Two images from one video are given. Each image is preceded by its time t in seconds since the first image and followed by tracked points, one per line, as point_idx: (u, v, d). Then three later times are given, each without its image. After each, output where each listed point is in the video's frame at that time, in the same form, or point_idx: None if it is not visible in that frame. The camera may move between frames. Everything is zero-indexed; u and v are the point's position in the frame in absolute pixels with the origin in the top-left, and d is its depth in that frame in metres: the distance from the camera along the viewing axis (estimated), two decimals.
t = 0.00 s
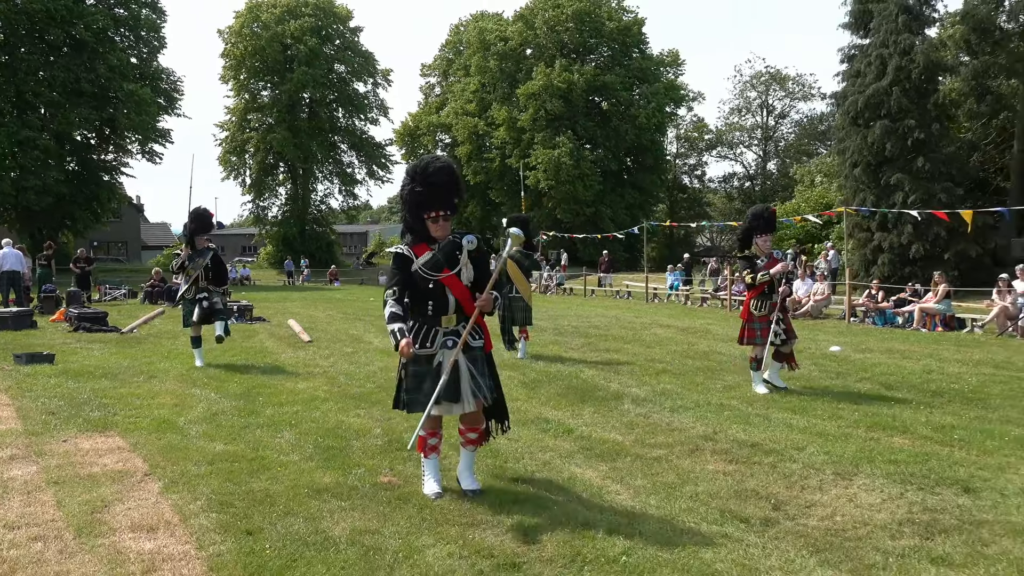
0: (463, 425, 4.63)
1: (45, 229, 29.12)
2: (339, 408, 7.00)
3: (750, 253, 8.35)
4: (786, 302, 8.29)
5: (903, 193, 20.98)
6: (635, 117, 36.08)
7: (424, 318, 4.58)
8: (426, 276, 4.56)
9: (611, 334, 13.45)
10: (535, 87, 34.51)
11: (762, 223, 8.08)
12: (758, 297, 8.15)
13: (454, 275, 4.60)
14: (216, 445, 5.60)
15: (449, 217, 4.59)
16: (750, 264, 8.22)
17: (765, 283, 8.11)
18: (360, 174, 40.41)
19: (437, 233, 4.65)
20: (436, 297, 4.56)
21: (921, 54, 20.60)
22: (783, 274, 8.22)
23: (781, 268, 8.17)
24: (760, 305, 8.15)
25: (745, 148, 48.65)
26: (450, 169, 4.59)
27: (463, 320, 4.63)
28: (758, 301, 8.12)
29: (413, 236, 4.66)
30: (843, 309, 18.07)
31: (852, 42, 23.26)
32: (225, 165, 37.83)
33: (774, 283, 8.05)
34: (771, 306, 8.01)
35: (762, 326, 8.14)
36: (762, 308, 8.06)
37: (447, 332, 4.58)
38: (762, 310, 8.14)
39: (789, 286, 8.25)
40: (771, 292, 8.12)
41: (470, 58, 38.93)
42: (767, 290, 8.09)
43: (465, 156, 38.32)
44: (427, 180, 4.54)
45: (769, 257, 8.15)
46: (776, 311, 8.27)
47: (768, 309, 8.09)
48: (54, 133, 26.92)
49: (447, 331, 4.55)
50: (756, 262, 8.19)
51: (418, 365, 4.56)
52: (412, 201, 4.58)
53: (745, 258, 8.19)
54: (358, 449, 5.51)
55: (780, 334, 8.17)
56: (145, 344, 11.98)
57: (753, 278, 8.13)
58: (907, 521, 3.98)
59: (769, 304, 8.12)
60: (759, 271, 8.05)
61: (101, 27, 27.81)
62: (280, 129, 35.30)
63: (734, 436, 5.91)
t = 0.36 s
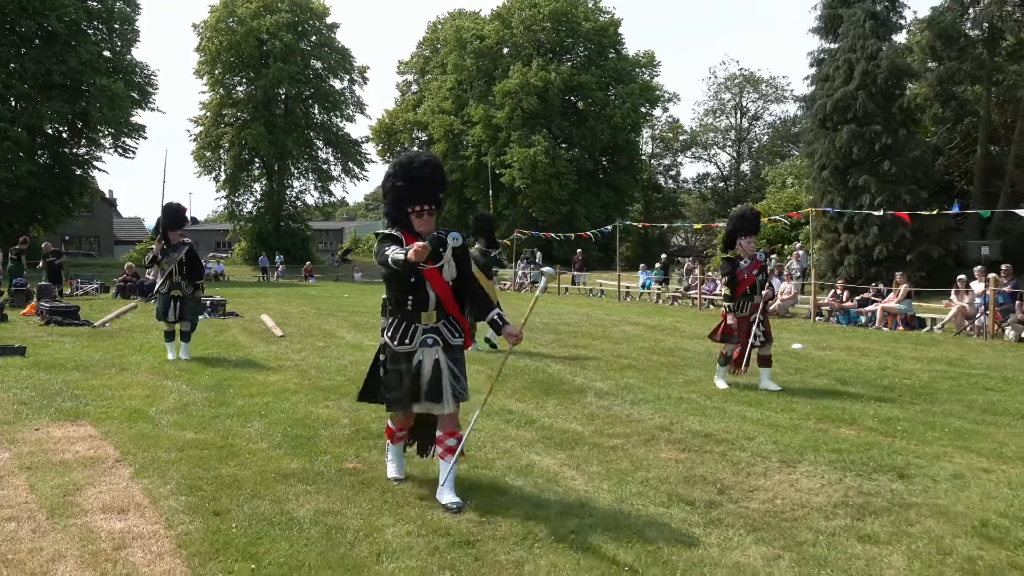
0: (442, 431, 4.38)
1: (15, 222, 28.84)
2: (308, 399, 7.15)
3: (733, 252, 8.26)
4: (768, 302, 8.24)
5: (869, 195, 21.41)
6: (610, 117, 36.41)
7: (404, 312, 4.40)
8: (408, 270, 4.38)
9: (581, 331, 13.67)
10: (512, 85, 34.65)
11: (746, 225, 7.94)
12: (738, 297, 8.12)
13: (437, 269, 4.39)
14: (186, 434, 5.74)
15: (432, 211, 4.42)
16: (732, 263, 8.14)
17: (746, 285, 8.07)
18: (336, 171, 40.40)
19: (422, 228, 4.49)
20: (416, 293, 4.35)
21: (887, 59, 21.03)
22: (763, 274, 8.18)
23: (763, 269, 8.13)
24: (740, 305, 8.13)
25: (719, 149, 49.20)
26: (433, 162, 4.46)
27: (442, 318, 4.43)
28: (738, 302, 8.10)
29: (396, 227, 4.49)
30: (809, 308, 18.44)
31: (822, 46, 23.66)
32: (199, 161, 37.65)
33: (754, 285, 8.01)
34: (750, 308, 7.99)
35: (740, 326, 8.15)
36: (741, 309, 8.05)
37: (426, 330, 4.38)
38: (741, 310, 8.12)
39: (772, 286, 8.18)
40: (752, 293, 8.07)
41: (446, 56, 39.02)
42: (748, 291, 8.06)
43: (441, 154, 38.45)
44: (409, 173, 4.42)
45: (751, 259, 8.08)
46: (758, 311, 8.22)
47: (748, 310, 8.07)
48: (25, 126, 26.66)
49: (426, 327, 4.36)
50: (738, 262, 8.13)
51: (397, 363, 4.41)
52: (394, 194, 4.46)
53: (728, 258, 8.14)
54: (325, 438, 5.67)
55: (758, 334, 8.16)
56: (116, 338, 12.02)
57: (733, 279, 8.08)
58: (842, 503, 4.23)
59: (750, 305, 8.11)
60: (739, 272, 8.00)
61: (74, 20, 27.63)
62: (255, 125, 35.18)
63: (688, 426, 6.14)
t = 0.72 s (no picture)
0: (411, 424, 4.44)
1: None
2: (284, 393, 7.34)
3: (724, 253, 8.48)
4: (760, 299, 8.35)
5: (841, 196, 21.81)
6: (589, 117, 36.69)
7: (391, 305, 4.36)
8: (395, 262, 4.36)
9: (555, 328, 13.90)
10: (491, 84, 34.78)
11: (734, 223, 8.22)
12: (728, 294, 8.28)
13: (424, 263, 4.40)
14: (163, 425, 5.90)
15: (418, 203, 4.41)
16: (721, 262, 8.35)
17: (735, 282, 8.26)
18: (316, 168, 40.41)
19: (406, 219, 4.46)
20: (404, 286, 4.36)
21: (858, 63, 21.43)
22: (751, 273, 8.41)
23: (751, 267, 8.37)
24: (730, 303, 8.28)
25: (697, 150, 49.65)
26: (418, 152, 4.43)
27: (431, 310, 4.42)
28: (728, 298, 8.25)
29: (380, 220, 4.45)
30: (780, 306, 18.78)
31: (795, 49, 24.02)
32: (178, 156, 37.52)
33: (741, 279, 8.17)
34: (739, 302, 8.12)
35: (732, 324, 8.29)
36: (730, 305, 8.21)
37: (414, 322, 4.37)
38: (733, 306, 8.26)
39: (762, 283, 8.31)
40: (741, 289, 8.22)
41: (426, 55, 39.08)
42: (738, 288, 8.24)
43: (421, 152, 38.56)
44: (395, 163, 4.38)
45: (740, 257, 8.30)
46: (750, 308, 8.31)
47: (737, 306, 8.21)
48: None
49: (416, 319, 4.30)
50: (726, 261, 8.36)
51: (385, 354, 4.36)
52: (379, 185, 4.40)
53: (717, 257, 8.36)
54: (298, 429, 5.86)
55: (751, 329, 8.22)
56: (94, 333, 12.11)
57: (722, 276, 8.27)
58: (787, 488, 4.48)
59: (739, 302, 8.27)
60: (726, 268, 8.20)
61: (51, 14, 27.45)
62: (234, 121, 35.06)
63: (651, 419, 6.38)
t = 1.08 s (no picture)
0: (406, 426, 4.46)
1: None
2: (274, 392, 7.53)
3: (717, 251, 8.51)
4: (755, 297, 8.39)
5: (821, 195, 22.15)
6: (574, 117, 36.95)
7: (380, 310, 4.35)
8: (379, 268, 4.33)
9: (541, 327, 14.12)
10: (477, 86, 34.95)
11: (723, 221, 8.28)
12: (723, 293, 8.31)
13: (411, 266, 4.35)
14: (156, 423, 6.09)
15: (401, 204, 4.35)
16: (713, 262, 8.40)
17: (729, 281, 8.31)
18: (302, 171, 40.51)
19: (391, 221, 4.41)
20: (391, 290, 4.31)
21: (836, 63, 21.75)
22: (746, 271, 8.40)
23: (744, 265, 8.36)
24: (726, 302, 8.32)
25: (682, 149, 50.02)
26: (400, 153, 4.37)
27: (423, 314, 4.33)
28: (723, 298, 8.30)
29: (365, 223, 4.43)
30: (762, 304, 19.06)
31: (776, 49, 24.33)
32: (164, 160, 37.52)
33: (736, 279, 8.20)
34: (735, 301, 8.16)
35: (729, 323, 8.29)
36: (726, 304, 8.25)
37: (406, 327, 4.29)
38: (728, 306, 8.30)
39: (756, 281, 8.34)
40: (736, 288, 8.26)
41: (412, 56, 39.18)
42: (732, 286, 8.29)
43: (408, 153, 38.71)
44: (377, 164, 4.31)
45: (733, 255, 8.33)
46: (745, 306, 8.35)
47: (733, 305, 8.26)
48: None
49: (405, 324, 4.27)
50: (720, 261, 8.37)
51: (377, 361, 4.30)
52: (363, 187, 4.36)
53: (710, 256, 8.38)
54: (288, 425, 6.05)
55: (748, 328, 8.27)
56: (84, 337, 12.24)
57: (717, 275, 8.30)
58: (755, 475, 4.71)
59: (735, 301, 8.29)
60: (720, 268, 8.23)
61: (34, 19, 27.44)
62: (220, 124, 35.09)
63: (630, 412, 6.61)
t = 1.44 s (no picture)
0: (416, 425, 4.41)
1: None
2: (267, 387, 7.71)
3: (716, 245, 8.30)
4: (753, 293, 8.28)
5: (809, 191, 22.40)
6: (567, 115, 37.14)
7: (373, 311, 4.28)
8: (376, 266, 4.27)
9: (531, 323, 14.31)
10: (469, 85, 35.09)
11: (724, 217, 8.10)
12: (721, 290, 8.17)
13: (405, 265, 4.29)
14: (153, 418, 6.28)
15: (395, 203, 4.33)
16: (712, 258, 8.24)
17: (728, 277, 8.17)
18: (296, 169, 40.64)
19: (385, 221, 4.40)
20: (385, 289, 4.23)
21: (824, 60, 21.97)
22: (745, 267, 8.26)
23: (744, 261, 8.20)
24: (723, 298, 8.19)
25: (674, 146, 50.27)
26: (396, 152, 4.35)
27: (416, 314, 4.29)
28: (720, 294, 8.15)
29: (360, 224, 4.42)
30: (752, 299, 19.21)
31: (765, 46, 24.54)
32: (158, 159, 37.60)
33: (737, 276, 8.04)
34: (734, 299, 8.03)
35: (724, 320, 8.20)
36: (723, 301, 8.11)
37: (399, 327, 4.24)
38: (725, 302, 8.17)
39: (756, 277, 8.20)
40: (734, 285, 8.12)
41: (405, 55, 39.26)
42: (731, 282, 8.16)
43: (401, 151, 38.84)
44: (371, 163, 4.30)
45: (732, 252, 8.14)
46: (742, 303, 8.24)
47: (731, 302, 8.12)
48: None
49: (398, 324, 4.22)
50: (720, 256, 8.19)
51: (371, 363, 4.25)
52: (356, 187, 4.35)
53: (709, 252, 8.19)
54: (280, 418, 6.25)
55: (742, 325, 8.19)
56: (80, 336, 12.40)
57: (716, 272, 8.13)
58: (728, 462, 4.92)
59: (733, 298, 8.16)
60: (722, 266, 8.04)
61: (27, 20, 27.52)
62: (214, 123, 35.16)
63: (612, 404, 6.82)
